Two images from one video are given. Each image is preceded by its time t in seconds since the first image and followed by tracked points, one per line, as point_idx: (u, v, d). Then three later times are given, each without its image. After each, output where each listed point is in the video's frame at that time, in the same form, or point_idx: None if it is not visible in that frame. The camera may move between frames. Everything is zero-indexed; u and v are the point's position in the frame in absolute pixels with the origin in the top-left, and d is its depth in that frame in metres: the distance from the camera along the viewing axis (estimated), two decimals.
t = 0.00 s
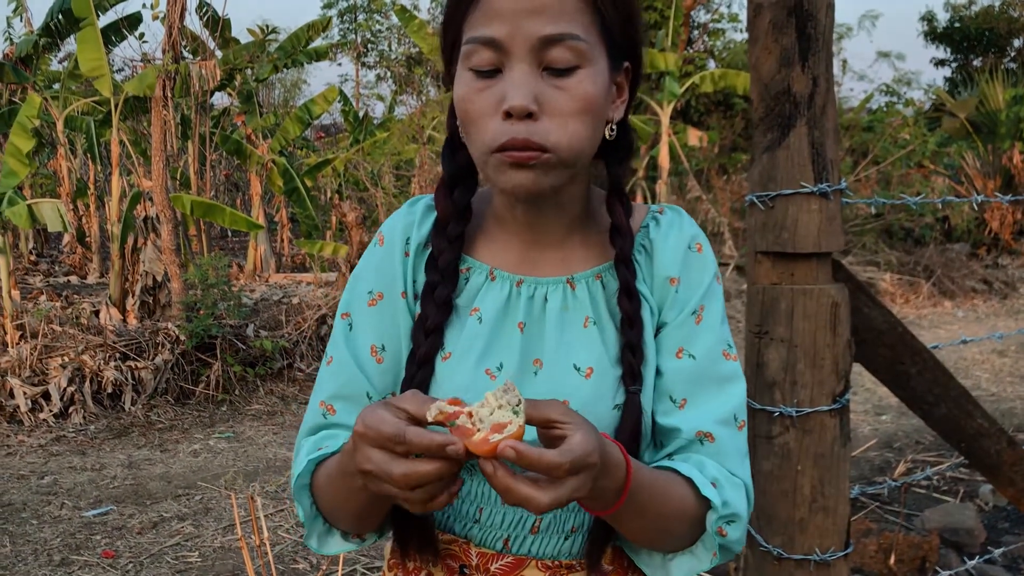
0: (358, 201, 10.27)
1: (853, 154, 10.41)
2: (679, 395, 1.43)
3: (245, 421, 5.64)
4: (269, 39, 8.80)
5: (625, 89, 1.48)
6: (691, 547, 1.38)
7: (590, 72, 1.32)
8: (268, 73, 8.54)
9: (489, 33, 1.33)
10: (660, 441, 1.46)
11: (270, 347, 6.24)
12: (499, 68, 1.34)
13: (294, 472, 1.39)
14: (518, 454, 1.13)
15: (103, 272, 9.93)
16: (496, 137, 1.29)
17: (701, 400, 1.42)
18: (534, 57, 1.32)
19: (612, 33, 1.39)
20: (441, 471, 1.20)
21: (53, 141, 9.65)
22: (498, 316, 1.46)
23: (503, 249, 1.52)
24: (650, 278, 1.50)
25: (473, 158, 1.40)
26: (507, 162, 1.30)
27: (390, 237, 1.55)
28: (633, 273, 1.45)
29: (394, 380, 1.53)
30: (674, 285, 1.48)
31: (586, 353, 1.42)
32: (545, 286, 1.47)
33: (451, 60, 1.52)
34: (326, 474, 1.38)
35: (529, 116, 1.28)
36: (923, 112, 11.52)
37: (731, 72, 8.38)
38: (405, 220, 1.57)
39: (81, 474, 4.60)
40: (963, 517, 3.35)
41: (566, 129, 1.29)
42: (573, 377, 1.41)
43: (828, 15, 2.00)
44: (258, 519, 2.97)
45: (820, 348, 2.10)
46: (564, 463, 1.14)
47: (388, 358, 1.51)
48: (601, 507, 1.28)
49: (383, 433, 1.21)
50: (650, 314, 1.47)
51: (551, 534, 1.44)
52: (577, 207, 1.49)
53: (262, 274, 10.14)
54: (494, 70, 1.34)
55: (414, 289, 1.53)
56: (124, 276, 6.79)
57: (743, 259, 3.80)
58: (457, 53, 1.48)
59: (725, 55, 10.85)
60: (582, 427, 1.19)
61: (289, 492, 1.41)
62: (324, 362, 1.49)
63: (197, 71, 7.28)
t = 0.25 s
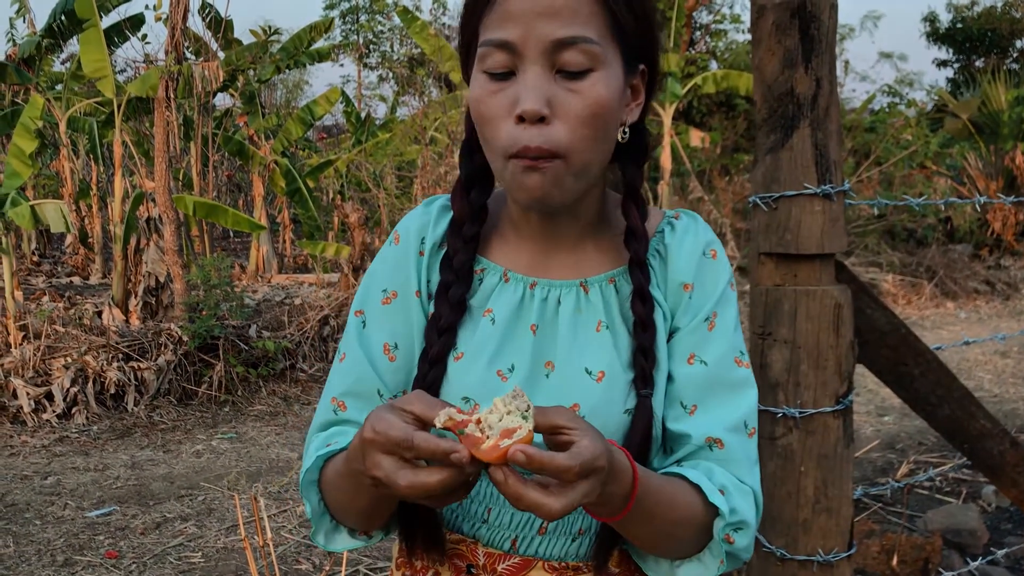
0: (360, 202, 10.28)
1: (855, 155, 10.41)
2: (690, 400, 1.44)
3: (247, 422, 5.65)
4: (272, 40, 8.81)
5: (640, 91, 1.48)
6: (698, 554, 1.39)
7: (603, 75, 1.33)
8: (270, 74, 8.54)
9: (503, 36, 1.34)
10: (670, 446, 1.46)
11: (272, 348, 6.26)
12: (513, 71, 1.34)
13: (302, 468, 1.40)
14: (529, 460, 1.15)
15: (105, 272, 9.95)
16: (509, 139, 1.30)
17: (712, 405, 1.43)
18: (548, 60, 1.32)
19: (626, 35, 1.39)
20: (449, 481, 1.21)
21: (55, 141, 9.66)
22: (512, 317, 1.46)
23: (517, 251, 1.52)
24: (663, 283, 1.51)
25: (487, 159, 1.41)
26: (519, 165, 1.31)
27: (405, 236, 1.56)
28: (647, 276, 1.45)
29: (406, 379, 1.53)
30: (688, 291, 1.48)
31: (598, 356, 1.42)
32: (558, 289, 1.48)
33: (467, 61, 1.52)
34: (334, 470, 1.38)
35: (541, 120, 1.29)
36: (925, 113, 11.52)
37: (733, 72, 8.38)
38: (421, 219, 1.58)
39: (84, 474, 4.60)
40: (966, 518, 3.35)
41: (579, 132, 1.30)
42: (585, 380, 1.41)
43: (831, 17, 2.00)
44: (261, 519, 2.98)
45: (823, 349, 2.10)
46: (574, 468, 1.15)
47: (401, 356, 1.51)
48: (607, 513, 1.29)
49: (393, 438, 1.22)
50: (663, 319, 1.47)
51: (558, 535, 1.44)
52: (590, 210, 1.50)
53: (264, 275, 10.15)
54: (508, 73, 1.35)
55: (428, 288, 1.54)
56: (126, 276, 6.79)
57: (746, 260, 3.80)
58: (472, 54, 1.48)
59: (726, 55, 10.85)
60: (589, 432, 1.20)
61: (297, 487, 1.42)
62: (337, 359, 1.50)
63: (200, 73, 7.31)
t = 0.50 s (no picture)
0: (361, 203, 10.30)
1: (856, 156, 10.41)
2: (697, 405, 1.44)
3: (250, 423, 5.65)
4: (274, 42, 8.82)
5: (655, 95, 1.49)
6: (702, 559, 1.39)
7: (619, 79, 1.34)
8: (272, 75, 8.55)
9: (519, 40, 1.34)
10: (676, 450, 1.47)
11: (275, 349, 6.27)
12: (529, 74, 1.35)
13: (309, 468, 1.41)
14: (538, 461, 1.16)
15: (107, 273, 9.96)
16: (525, 143, 1.31)
17: (718, 409, 1.43)
18: (564, 65, 1.33)
19: (642, 40, 1.40)
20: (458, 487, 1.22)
21: (58, 143, 9.68)
22: (521, 319, 1.47)
23: (528, 253, 1.53)
24: (673, 287, 1.51)
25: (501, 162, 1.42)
26: (534, 168, 1.31)
27: (416, 237, 1.56)
28: (656, 279, 1.46)
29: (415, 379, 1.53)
30: (697, 295, 1.49)
31: (606, 359, 1.43)
32: (568, 291, 1.48)
33: (481, 64, 1.53)
34: (340, 471, 1.39)
35: (557, 124, 1.30)
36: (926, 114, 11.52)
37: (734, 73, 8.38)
38: (432, 220, 1.58)
39: (87, 475, 4.61)
40: (967, 519, 3.35)
41: (594, 136, 1.31)
42: (593, 383, 1.42)
43: (833, 19, 2.01)
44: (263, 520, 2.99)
45: (825, 350, 2.11)
46: (581, 469, 1.16)
47: (410, 356, 1.51)
48: (611, 518, 1.29)
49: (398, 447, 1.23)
50: (672, 323, 1.48)
51: (563, 536, 1.44)
52: (601, 213, 1.50)
53: (266, 276, 10.17)
54: (524, 77, 1.35)
55: (438, 289, 1.54)
56: (128, 277, 6.80)
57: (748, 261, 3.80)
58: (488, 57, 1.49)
59: (728, 57, 10.86)
60: (593, 435, 1.21)
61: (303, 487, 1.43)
62: (346, 358, 1.50)
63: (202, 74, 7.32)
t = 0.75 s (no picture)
0: (362, 204, 10.30)
1: (857, 157, 10.41)
2: (704, 410, 1.44)
3: (251, 424, 5.66)
4: (275, 43, 8.83)
5: (665, 99, 1.49)
6: (707, 565, 1.40)
7: (629, 84, 1.34)
8: (273, 77, 8.56)
9: (529, 44, 1.35)
10: (682, 456, 1.47)
11: (276, 350, 6.27)
12: (539, 78, 1.35)
13: (311, 469, 1.41)
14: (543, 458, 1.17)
15: (108, 275, 9.96)
16: (534, 146, 1.32)
17: (726, 415, 1.44)
18: (574, 68, 1.33)
19: (652, 44, 1.40)
20: (462, 487, 1.23)
21: (59, 144, 9.69)
22: (529, 322, 1.47)
23: (537, 257, 1.53)
24: (681, 292, 1.51)
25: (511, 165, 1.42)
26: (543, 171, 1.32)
27: (425, 239, 1.57)
28: (665, 284, 1.46)
29: (422, 381, 1.54)
30: (705, 301, 1.49)
31: (613, 364, 1.43)
32: (576, 296, 1.49)
33: (491, 67, 1.53)
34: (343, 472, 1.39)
35: (566, 127, 1.30)
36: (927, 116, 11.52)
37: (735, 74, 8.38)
38: (441, 223, 1.59)
39: (88, 477, 4.62)
40: (969, 521, 3.35)
41: (603, 140, 1.32)
42: (600, 387, 1.42)
43: (834, 22, 2.01)
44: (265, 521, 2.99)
45: (826, 352, 2.11)
46: (587, 469, 1.17)
47: (418, 357, 1.52)
48: (616, 525, 1.29)
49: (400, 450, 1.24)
50: (680, 328, 1.48)
51: (569, 538, 1.44)
52: (611, 218, 1.51)
53: (266, 278, 10.18)
54: (534, 80, 1.36)
55: (447, 291, 1.55)
56: (129, 279, 6.80)
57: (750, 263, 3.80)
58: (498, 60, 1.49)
59: (728, 58, 10.86)
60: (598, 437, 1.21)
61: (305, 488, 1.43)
62: (354, 358, 1.51)
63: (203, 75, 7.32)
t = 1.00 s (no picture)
0: (364, 205, 10.31)
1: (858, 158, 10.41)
2: (713, 415, 1.45)
3: (253, 425, 5.66)
4: (276, 45, 8.84)
5: (679, 101, 1.50)
6: (713, 569, 1.40)
7: (642, 87, 1.34)
8: (274, 78, 8.57)
9: (543, 47, 1.35)
10: (690, 459, 1.47)
11: (278, 352, 6.27)
12: (552, 81, 1.36)
13: (317, 466, 1.42)
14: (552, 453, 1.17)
15: (109, 276, 9.97)
16: (547, 149, 1.32)
17: (734, 420, 1.44)
18: (587, 72, 1.34)
19: (667, 47, 1.40)
20: (468, 485, 1.22)
21: (60, 146, 9.70)
22: (539, 323, 1.47)
23: (548, 257, 1.53)
24: (692, 296, 1.52)
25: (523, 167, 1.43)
26: (556, 174, 1.33)
27: (436, 237, 1.57)
28: (676, 287, 1.46)
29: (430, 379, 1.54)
30: (716, 305, 1.49)
31: (623, 366, 1.43)
32: (586, 297, 1.49)
33: (505, 68, 1.54)
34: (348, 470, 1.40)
35: (578, 131, 1.31)
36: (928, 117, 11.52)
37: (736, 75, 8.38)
38: (453, 222, 1.59)
39: (91, 478, 4.62)
40: (971, 522, 3.36)
41: (616, 144, 1.32)
42: (609, 390, 1.42)
43: (838, 23, 2.01)
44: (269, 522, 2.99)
45: (831, 353, 2.11)
46: (598, 470, 1.17)
47: (426, 356, 1.52)
48: (625, 529, 1.29)
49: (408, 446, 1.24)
50: (690, 332, 1.48)
51: (574, 539, 1.45)
52: (622, 220, 1.51)
53: (268, 279, 10.18)
54: (547, 83, 1.36)
55: (457, 291, 1.55)
56: (131, 280, 6.80)
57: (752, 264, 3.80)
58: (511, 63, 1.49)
59: (730, 59, 10.86)
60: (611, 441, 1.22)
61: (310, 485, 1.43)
62: (363, 355, 1.51)
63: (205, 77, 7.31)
